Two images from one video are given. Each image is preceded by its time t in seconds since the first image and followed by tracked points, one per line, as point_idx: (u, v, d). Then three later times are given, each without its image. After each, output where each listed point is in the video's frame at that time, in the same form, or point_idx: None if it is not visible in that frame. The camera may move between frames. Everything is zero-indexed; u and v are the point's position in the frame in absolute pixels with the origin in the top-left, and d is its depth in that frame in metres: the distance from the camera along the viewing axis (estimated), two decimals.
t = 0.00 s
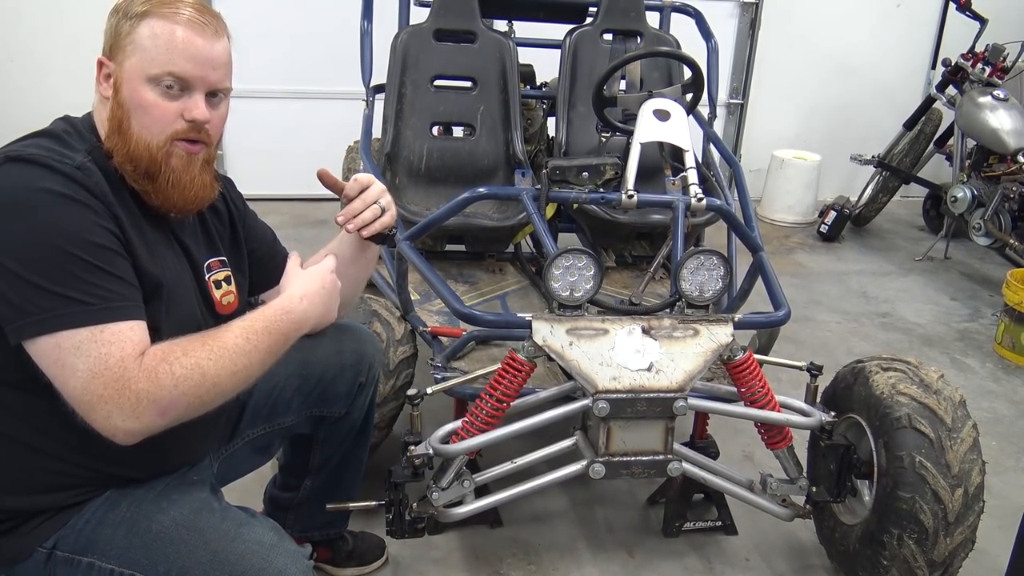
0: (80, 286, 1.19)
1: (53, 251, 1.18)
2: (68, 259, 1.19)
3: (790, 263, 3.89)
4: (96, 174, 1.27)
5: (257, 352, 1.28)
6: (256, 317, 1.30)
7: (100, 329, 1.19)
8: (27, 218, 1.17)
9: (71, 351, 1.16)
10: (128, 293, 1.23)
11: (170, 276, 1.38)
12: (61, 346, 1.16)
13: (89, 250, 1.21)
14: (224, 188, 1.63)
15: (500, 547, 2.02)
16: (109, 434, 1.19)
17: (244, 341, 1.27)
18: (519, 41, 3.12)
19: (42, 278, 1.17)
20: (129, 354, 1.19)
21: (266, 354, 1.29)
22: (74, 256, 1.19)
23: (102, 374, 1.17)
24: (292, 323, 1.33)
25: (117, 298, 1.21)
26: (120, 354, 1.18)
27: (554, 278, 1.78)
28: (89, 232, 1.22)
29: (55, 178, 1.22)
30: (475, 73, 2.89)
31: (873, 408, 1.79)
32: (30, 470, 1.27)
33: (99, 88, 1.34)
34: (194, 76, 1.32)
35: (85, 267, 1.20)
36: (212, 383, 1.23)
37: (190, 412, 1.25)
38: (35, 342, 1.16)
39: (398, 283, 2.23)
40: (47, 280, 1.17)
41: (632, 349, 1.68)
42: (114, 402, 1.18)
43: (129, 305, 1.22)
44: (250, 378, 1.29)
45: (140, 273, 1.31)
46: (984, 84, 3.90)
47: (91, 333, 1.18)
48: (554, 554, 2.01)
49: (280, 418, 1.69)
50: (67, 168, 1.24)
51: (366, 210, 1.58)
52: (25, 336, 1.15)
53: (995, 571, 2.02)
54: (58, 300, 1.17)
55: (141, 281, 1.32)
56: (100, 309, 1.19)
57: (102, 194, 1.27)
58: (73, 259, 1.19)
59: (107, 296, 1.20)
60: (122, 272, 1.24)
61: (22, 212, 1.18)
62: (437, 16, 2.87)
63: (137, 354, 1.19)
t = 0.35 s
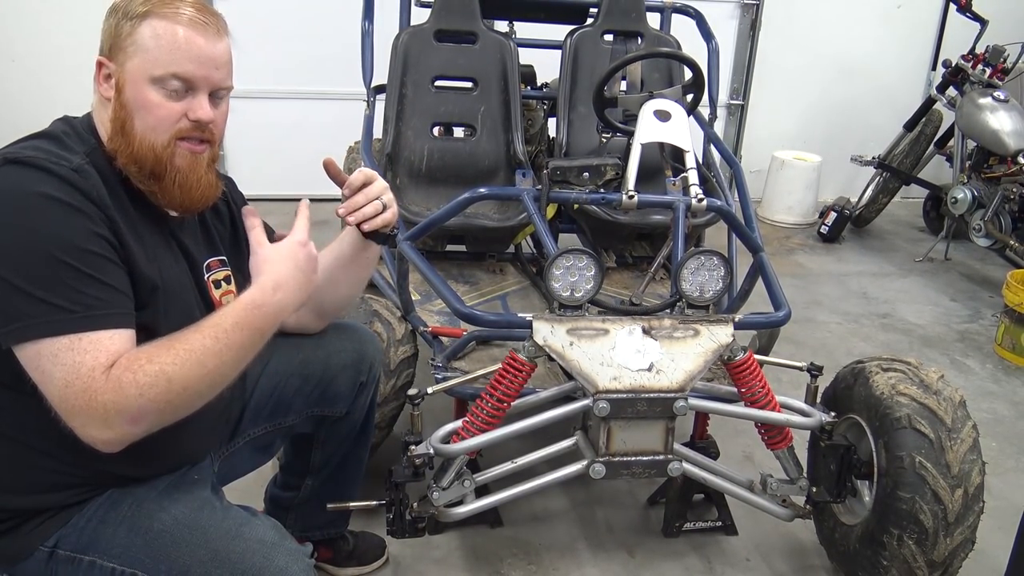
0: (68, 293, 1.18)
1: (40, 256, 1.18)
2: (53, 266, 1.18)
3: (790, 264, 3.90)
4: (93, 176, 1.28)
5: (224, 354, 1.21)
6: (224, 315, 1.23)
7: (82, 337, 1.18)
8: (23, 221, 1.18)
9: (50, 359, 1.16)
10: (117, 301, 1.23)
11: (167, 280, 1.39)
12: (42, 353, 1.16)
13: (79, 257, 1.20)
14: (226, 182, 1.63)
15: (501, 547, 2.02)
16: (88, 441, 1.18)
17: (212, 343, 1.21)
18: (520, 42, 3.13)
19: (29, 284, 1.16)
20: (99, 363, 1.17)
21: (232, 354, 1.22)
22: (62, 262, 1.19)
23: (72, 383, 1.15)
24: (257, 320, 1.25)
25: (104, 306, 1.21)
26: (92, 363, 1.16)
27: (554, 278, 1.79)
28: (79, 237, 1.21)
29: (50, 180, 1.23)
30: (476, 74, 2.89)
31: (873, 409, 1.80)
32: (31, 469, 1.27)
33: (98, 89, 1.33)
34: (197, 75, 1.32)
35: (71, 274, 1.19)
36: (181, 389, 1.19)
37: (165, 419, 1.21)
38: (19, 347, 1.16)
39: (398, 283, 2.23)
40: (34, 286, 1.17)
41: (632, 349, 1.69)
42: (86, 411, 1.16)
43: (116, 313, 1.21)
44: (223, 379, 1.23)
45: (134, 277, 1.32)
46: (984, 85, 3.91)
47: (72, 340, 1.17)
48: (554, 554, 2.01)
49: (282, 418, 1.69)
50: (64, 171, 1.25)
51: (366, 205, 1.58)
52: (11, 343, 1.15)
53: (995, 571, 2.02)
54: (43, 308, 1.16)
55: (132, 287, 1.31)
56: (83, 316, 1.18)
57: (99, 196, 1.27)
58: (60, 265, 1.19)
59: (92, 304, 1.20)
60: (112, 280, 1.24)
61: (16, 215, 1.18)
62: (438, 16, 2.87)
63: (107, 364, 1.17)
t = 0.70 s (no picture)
0: (62, 309, 1.20)
1: (33, 270, 1.19)
2: (46, 280, 1.20)
3: (791, 264, 3.90)
4: (92, 187, 1.29)
5: (232, 423, 1.26)
6: (250, 388, 1.28)
7: (76, 354, 1.20)
8: (23, 234, 1.20)
9: (43, 374, 1.18)
10: (110, 319, 1.24)
11: (166, 286, 1.40)
12: (35, 367, 1.18)
13: (75, 272, 1.22)
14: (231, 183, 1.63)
15: (501, 547, 2.02)
16: (71, 455, 1.20)
17: (226, 411, 1.25)
18: (521, 42, 3.13)
19: (25, 299, 1.18)
20: (101, 384, 1.20)
21: (240, 426, 1.27)
22: (59, 278, 1.21)
23: (70, 402, 1.18)
24: (281, 409, 1.28)
25: (96, 324, 1.22)
26: (91, 382, 1.20)
27: (555, 278, 1.79)
28: (78, 251, 1.23)
29: (51, 192, 1.24)
30: (477, 75, 2.90)
31: (874, 408, 1.80)
32: (34, 471, 1.28)
33: (104, 101, 1.31)
34: (220, 89, 1.34)
35: (63, 289, 1.21)
36: (180, 440, 1.23)
37: (156, 455, 1.24)
38: (12, 360, 1.17)
39: (399, 283, 2.24)
40: (28, 300, 1.18)
41: (632, 349, 1.69)
42: (79, 433, 1.18)
43: (108, 331, 1.23)
44: (223, 441, 1.28)
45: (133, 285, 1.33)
46: (984, 85, 3.91)
47: (65, 358, 1.19)
48: (555, 554, 2.02)
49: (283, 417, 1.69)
50: (63, 182, 1.26)
51: (381, 248, 1.58)
52: (5, 354, 1.17)
53: (995, 571, 2.02)
54: (34, 323, 1.18)
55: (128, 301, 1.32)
56: (76, 334, 1.20)
57: (99, 208, 1.29)
58: (55, 279, 1.20)
59: (84, 320, 1.21)
60: (107, 297, 1.25)
61: (18, 227, 1.20)
62: (439, 17, 2.88)
63: (108, 387, 1.20)
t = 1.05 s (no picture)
0: (82, 312, 1.22)
1: (53, 274, 1.21)
2: (66, 284, 1.21)
3: (791, 266, 3.90)
4: (107, 191, 1.30)
5: (244, 400, 1.30)
6: (254, 361, 1.31)
7: (97, 357, 1.23)
8: (39, 239, 1.21)
9: (63, 377, 1.20)
10: (128, 320, 1.26)
11: (179, 290, 1.41)
12: (54, 371, 1.20)
13: (93, 275, 1.24)
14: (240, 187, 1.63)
15: (501, 548, 2.03)
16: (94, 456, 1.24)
17: (237, 388, 1.30)
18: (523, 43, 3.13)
19: (46, 303, 1.20)
20: (119, 385, 1.23)
21: (251, 400, 1.31)
22: (78, 281, 1.22)
23: (88, 404, 1.21)
24: (289, 376, 1.33)
25: (117, 325, 1.25)
26: (108, 384, 1.22)
27: (556, 279, 1.79)
28: (94, 254, 1.24)
29: (66, 195, 1.25)
30: (479, 77, 2.90)
31: (874, 410, 1.80)
32: (37, 470, 1.29)
33: (124, 113, 1.32)
34: (242, 97, 1.36)
35: (82, 292, 1.22)
36: (198, 423, 1.27)
37: (177, 443, 1.28)
38: (30, 363, 1.20)
39: (401, 284, 2.24)
40: (49, 303, 1.20)
41: (633, 350, 1.69)
42: (100, 433, 1.22)
43: (127, 332, 1.26)
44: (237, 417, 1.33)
45: (146, 286, 1.34)
46: (985, 88, 3.92)
47: (87, 360, 1.22)
48: (555, 554, 2.02)
49: (285, 416, 1.70)
50: (79, 185, 1.27)
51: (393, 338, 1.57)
52: (25, 357, 1.19)
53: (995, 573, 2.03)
54: (55, 327, 1.20)
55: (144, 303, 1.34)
56: (97, 337, 1.23)
57: (114, 211, 1.30)
58: (75, 282, 1.22)
59: (104, 322, 1.24)
60: (125, 297, 1.27)
61: (33, 232, 1.21)
62: (440, 18, 2.88)
63: (127, 386, 1.23)
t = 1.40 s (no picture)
0: (82, 314, 1.22)
1: (56, 275, 1.21)
2: (69, 286, 1.22)
3: (793, 271, 3.90)
4: (111, 193, 1.31)
5: (241, 396, 1.32)
6: (249, 357, 1.34)
7: (97, 360, 1.23)
8: (43, 241, 1.22)
9: (63, 379, 1.21)
10: (129, 323, 1.26)
11: (180, 294, 1.41)
12: (53, 372, 1.20)
13: (94, 277, 1.24)
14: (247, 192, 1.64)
15: (502, 551, 2.03)
16: (93, 458, 1.24)
17: (233, 385, 1.32)
18: (525, 48, 3.14)
19: (47, 305, 1.20)
20: (120, 386, 1.23)
21: (247, 396, 1.33)
22: (79, 284, 1.23)
23: (89, 404, 1.21)
24: (283, 369, 1.36)
25: (117, 328, 1.25)
26: (109, 385, 1.23)
27: (558, 284, 1.79)
28: (96, 256, 1.25)
29: (70, 198, 1.25)
30: (482, 81, 2.91)
31: (874, 416, 1.80)
32: (38, 472, 1.30)
33: (132, 117, 1.32)
34: (249, 103, 1.37)
35: (85, 294, 1.23)
36: (197, 422, 1.28)
37: (174, 443, 1.29)
38: (32, 364, 1.20)
39: (403, 287, 2.24)
40: (50, 305, 1.20)
41: (634, 355, 1.70)
42: (100, 435, 1.22)
43: (127, 336, 1.26)
44: (234, 415, 1.34)
45: (148, 290, 1.35)
46: (988, 95, 3.92)
47: (86, 362, 1.22)
48: (556, 558, 2.02)
49: (287, 419, 1.71)
50: (82, 187, 1.27)
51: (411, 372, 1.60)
52: (25, 358, 1.19)
53: None
54: (61, 329, 1.20)
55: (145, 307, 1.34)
56: (98, 339, 1.23)
57: (117, 214, 1.30)
58: (77, 285, 1.22)
59: (106, 325, 1.24)
60: (126, 300, 1.27)
61: (37, 233, 1.21)
62: (443, 22, 2.89)
63: (126, 388, 1.24)
